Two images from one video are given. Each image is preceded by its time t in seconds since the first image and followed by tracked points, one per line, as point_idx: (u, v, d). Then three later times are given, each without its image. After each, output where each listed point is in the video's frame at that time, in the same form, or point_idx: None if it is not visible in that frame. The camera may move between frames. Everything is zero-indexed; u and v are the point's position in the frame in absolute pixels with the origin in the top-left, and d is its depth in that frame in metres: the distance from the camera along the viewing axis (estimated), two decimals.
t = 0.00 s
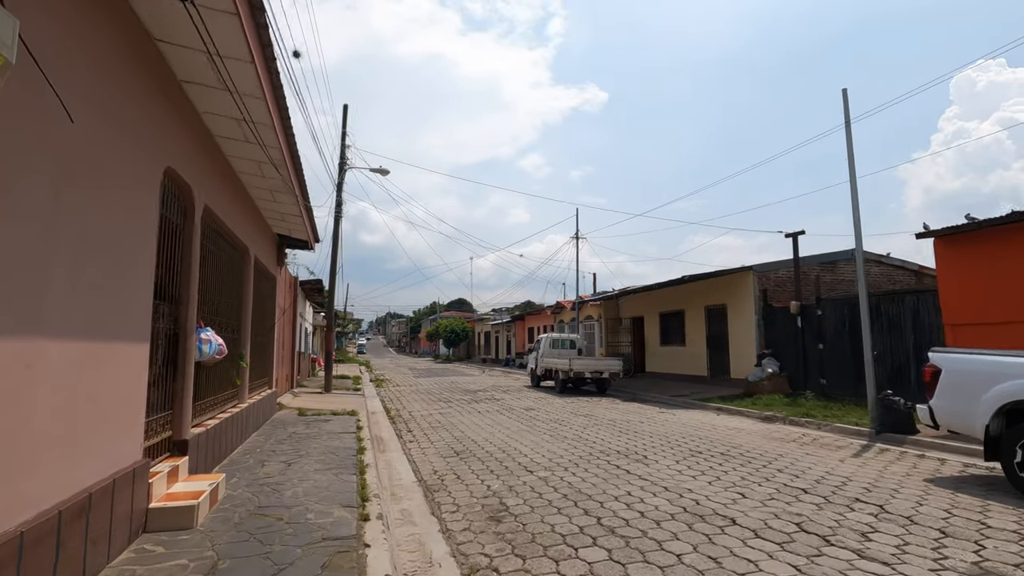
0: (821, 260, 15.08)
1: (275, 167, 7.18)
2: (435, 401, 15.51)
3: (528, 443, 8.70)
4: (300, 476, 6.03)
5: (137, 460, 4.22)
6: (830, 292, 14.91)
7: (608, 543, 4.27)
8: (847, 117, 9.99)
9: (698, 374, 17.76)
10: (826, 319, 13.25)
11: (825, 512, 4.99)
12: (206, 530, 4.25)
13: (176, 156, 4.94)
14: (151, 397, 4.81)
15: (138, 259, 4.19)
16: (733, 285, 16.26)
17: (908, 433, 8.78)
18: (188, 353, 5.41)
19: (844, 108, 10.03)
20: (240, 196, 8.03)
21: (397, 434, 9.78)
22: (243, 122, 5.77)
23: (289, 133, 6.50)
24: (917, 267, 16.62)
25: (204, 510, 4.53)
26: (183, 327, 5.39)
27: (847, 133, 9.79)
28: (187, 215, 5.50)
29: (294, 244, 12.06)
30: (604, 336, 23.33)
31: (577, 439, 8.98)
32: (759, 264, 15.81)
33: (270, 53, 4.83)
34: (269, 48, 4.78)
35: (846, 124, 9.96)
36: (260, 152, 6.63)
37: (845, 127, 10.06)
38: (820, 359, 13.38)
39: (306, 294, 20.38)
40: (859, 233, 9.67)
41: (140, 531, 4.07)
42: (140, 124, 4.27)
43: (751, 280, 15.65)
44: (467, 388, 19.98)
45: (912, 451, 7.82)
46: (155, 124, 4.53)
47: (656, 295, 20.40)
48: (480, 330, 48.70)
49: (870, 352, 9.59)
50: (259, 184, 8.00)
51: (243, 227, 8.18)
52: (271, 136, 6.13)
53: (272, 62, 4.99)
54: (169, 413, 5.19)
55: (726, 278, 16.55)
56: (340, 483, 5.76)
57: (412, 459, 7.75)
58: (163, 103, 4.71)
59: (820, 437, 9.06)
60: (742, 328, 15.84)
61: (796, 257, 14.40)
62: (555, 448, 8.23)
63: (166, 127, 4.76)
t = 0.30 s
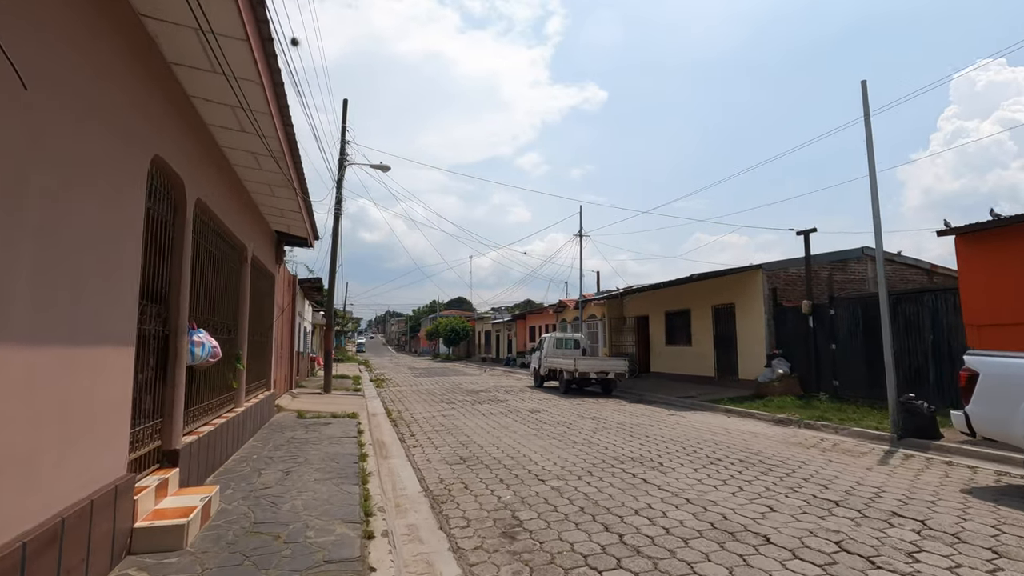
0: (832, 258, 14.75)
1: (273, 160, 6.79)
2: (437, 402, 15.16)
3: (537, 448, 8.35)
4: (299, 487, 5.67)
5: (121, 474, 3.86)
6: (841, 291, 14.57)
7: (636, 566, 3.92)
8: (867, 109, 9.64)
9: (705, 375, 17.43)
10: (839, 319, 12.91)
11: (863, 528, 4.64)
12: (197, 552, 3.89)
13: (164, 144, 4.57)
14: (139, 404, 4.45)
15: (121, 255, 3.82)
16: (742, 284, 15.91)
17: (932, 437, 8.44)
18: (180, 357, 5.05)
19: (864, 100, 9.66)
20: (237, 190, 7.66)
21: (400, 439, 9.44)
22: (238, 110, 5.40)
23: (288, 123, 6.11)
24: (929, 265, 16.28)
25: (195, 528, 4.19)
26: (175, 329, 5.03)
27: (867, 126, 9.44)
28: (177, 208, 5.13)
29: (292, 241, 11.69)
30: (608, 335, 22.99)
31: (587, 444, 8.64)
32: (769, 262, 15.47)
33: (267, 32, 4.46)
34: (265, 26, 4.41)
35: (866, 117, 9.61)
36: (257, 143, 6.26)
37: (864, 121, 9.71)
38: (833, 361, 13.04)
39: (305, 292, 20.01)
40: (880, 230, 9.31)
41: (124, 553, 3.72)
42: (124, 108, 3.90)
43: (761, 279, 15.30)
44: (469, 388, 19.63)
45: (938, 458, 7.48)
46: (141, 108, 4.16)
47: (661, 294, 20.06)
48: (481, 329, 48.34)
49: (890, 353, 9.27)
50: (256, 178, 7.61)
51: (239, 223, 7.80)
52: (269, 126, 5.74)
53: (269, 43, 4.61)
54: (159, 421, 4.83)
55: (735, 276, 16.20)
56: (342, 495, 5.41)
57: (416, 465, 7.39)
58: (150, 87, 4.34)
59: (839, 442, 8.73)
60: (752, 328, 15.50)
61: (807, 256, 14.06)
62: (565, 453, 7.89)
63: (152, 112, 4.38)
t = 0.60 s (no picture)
0: (845, 254, 14.39)
1: (272, 146, 6.41)
2: (441, 401, 14.81)
3: (546, 448, 8.00)
4: (296, 491, 5.33)
5: (98, 480, 3.50)
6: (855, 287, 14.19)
7: None
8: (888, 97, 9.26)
9: (714, 374, 17.07)
10: (854, 316, 12.54)
11: (906, 537, 4.29)
12: (183, 563, 3.56)
13: (151, 120, 4.22)
14: (122, 402, 4.11)
15: (98, 238, 3.44)
16: (753, 281, 15.54)
17: (959, 438, 8.08)
18: (169, 352, 4.71)
19: (885, 88, 9.27)
20: (235, 179, 7.32)
21: (403, 439, 9.11)
22: (232, 89, 5.04)
23: (286, 104, 5.74)
24: (944, 262, 15.91)
25: (183, 536, 3.86)
26: (163, 322, 4.68)
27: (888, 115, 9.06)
28: (166, 192, 4.78)
29: (292, 235, 11.35)
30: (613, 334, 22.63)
31: (599, 444, 8.29)
32: (780, 258, 15.09)
33: None
34: None
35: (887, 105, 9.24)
36: (254, 127, 5.91)
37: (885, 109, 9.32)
38: (848, 359, 12.66)
39: (306, 289, 19.67)
40: (902, 223, 8.95)
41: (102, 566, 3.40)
42: (106, 77, 3.56)
43: (772, 275, 14.93)
44: (473, 387, 19.28)
45: (969, 460, 7.12)
46: (125, 80, 3.81)
47: (668, 292, 19.69)
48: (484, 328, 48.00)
49: (913, 351, 8.92)
50: (254, 167, 7.23)
51: (236, 213, 7.42)
52: (265, 105, 5.36)
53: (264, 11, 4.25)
54: (146, 420, 4.49)
55: (745, 273, 15.82)
56: (343, 500, 5.07)
57: (421, 467, 7.04)
58: (136, 59, 4.00)
59: (861, 443, 8.37)
60: (763, 325, 15.13)
61: (821, 251, 13.69)
62: (576, 454, 7.52)
63: (136, 85, 4.03)
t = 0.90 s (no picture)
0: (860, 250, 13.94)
1: (265, 132, 5.91)
2: (443, 402, 14.37)
3: (556, 453, 7.56)
4: (291, 504, 4.89)
5: (61, 501, 3.08)
6: (871, 284, 13.75)
7: None
8: (914, 84, 8.78)
9: (724, 373, 16.64)
10: (872, 314, 12.09)
11: (966, 560, 3.86)
12: None
13: (123, 94, 3.75)
14: (90, 410, 3.67)
15: (52, 226, 2.96)
16: (764, 278, 15.08)
17: (993, 443, 7.64)
18: (148, 353, 4.27)
19: (911, 74, 8.79)
20: (227, 167, 6.86)
21: (405, 442, 8.68)
22: (217, 64, 4.57)
23: (279, 83, 5.25)
24: (960, 258, 15.46)
25: (160, 559, 3.45)
26: (141, 320, 4.23)
27: (915, 102, 8.59)
28: (144, 177, 4.33)
29: (288, 229, 10.89)
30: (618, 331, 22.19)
31: (611, 449, 7.85)
32: (793, 254, 14.64)
33: None
34: None
35: (913, 92, 8.76)
36: (245, 110, 5.44)
37: (911, 96, 8.85)
38: (865, 358, 12.22)
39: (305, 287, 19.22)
40: (930, 217, 8.49)
41: None
42: (65, 38, 3.08)
43: (784, 272, 14.48)
44: (475, 386, 18.85)
45: (1007, 467, 6.68)
46: (90, 43, 3.33)
47: (675, 289, 19.24)
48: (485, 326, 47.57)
49: (942, 351, 8.48)
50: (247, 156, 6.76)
51: (228, 204, 6.95)
52: (255, 84, 4.86)
53: None
54: (122, 428, 4.07)
55: (756, 270, 15.36)
56: (341, 515, 4.63)
57: (424, 475, 6.61)
58: (105, 23, 3.52)
59: (888, 448, 7.94)
60: (775, 324, 14.68)
61: (836, 247, 13.23)
62: (589, 460, 7.08)
63: (108, 53, 3.57)
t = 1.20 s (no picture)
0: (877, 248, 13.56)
1: (267, 116, 5.49)
2: (448, 403, 13.97)
3: (572, 459, 7.17)
4: (294, 516, 4.49)
5: (31, 523, 2.68)
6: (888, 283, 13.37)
7: None
8: (944, 72, 8.39)
9: (735, 375, 16.24)
10: (892, 313, 11.71)
11: None
12: None
13: (108, 62, 3.36)
14: (71, 416, 3.29)
15: (23, 207, 2.55)
16: (778, 276, 14.70)
17: None
18: (137, 352, 3.89)
19: (941, 62, 8.40)
20: (227, 156, 6.46)
21: (412, 447, 8.30)
22: (215, 37, 4.17)
23: (281, 62, 4.85)
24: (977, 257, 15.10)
25: None
26: (129, 315, 3.85)
27: (946, 91, 8.20)
28: (133, 158, 3.94)
29: (289, 225, 10.49)
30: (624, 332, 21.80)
31: (630, 454, 7.46)
32: (807, 252, 14.25)
33: None
34: None
35: (944, 81, 8.36)
36: (245, 92, 5.04)
37: (942, 85, 8.45)
38: (885, 359, 11.83)
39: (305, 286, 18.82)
40: (962, 211, 8.10)
41: None
42: None
43: (799, 270, 14.10)
44: (480, 388, 18.46)
45: None
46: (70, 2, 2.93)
47: (684, 289, 18.86)
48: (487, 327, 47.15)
49: (974, 351, 8.10)
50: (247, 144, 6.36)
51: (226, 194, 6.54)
52: (256, 61, 4.46)
53: None
54: (108, 435, 3.68)
55: (769, 268, 14.97)
56: (350, 529, 4.23)
57: (434, 482, 6.22)
58: None
59: (920, 453, 7.55)
60: (789, 324, 14.29)
61: (854, 245, 12.84)
62: (608, 466, 6.68)
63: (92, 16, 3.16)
